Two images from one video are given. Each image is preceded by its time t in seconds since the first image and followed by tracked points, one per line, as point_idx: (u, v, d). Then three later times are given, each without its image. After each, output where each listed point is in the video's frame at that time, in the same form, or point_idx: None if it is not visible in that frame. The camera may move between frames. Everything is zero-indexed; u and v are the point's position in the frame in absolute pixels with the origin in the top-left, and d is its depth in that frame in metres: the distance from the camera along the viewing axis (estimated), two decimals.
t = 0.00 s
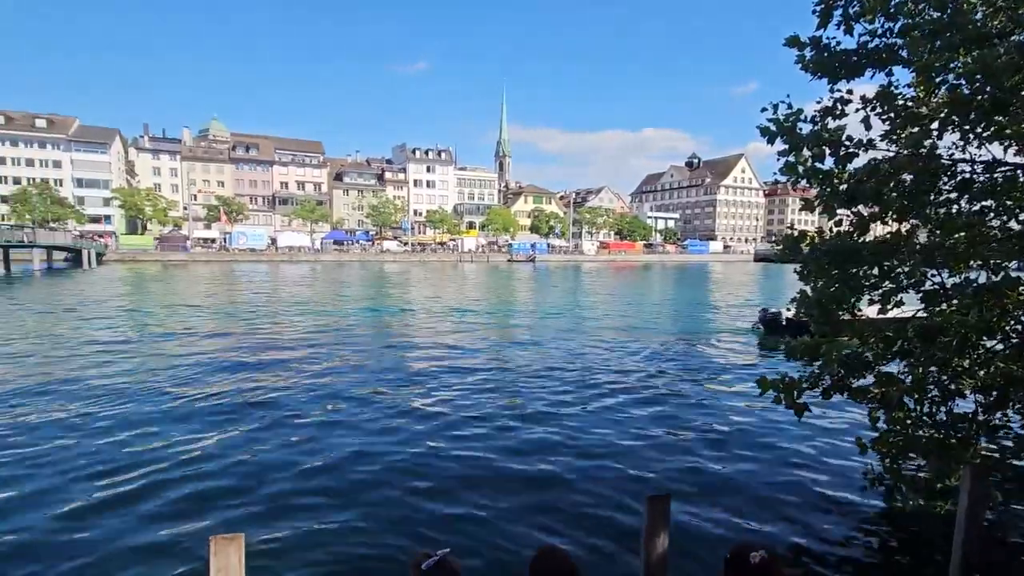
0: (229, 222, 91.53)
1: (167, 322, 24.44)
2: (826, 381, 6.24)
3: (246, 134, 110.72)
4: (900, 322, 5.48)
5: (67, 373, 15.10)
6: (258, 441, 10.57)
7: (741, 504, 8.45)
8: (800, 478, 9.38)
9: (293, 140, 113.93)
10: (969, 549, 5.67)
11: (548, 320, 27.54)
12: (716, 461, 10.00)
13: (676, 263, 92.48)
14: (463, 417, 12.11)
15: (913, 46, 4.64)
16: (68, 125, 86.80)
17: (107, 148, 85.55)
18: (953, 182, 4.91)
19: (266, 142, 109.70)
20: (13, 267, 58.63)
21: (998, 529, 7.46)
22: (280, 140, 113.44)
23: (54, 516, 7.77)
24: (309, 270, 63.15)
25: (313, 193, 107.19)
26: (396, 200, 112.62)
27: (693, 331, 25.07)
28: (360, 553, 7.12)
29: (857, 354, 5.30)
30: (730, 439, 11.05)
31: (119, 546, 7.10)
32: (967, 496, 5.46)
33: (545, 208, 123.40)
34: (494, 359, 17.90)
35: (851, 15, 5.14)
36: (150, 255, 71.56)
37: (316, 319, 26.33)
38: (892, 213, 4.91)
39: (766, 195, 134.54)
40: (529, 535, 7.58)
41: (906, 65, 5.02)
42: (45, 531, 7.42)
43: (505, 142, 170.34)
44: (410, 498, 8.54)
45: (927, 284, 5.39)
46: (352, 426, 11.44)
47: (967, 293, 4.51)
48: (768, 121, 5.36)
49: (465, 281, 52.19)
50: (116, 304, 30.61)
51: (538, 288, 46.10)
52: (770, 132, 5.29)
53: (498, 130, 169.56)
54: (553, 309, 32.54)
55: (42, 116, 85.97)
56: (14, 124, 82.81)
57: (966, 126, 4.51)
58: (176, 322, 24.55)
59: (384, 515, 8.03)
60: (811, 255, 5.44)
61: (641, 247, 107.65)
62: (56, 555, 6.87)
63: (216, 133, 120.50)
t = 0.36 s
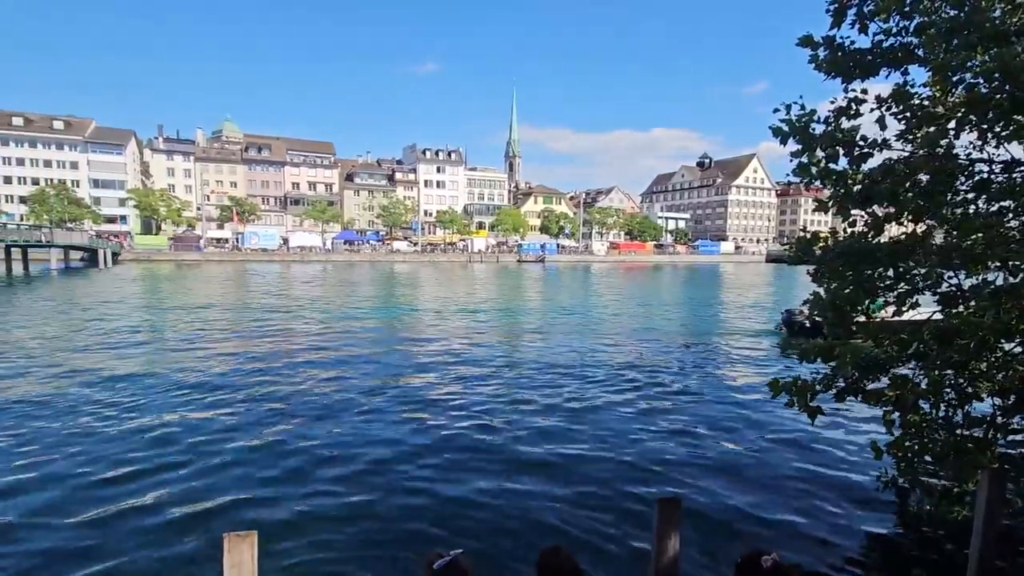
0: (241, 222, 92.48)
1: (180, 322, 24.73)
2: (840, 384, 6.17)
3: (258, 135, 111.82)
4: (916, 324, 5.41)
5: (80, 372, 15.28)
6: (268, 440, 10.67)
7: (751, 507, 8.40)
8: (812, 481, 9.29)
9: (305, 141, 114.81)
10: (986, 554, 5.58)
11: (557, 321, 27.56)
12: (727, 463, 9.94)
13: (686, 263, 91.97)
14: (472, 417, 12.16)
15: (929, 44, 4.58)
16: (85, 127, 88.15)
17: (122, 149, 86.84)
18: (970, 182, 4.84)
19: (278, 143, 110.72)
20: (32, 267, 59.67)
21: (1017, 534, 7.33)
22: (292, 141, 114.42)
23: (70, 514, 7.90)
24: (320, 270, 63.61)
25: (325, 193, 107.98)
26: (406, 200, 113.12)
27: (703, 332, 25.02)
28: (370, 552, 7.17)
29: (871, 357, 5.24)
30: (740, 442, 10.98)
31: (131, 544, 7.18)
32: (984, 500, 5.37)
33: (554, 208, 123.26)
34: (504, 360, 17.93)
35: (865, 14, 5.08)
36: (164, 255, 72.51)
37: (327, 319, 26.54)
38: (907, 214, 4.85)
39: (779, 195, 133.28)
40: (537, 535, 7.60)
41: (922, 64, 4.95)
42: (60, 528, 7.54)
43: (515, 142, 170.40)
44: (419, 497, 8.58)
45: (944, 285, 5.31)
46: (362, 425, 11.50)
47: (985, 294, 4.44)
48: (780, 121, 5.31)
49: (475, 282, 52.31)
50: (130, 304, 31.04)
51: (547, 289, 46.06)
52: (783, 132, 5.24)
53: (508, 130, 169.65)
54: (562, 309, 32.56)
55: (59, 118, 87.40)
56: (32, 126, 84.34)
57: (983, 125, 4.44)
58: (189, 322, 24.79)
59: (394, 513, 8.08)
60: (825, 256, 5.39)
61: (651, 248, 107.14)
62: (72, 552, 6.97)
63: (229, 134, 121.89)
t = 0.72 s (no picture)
0: (247, 222, 92.97)
1: (185, 321, 24.87)
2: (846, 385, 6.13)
3: (264, 136, 112.32)
4: (923, 325, 5.37)
5: (85, 371, 15.31)
6: (272, 439, 10.69)
7: (755, 508, 8.36)
8: (817, 483, 9.25)
9: (310, 141, 115.28)
10: (995, 557, 5.52)
11: (561, 321, 27.61)
12: (732, 465, 9.90)
13: (692, 264, 91.72)
14: (475, 417, 12.16)
15: (936, 44, 4.54)
16: (93, 127, 88.80)
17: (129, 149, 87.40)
18: (978, 183, 4.79)
19: (284, 143, 111.17)
20: (41, 266, 60.23)
21: None
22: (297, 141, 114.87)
23: (73, 511, 7.91)
24: (325, 270, 63.79)
25: (330, 193, 108.32)
26: (411, 200, 113.36)
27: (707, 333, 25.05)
28: (373, 551, 7.17)
29: (879, 358, 5.20)
30: (745, 443, 10.93)
31: (135, 542, 7.19)
32: (992, 503, 5.32)
33: (559, 208, 123.15)
34: (508, 360, 17.95)
35: (872, 13, 5.04)
36: (171, 255, 72.88)
37: (332, 319, 26.67)
38: (914, 214, 4.81)
39: (785, 196, 132.73)
40: (540, 535, 7.59)
41: (929, 64, 4.91)
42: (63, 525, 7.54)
43: (520, 142, 170.41)
44: (422, 496, 8.58)
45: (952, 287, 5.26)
46: (366, 425, 11.51)
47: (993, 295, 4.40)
48: (786, 121, 5.28)
49: (480, 282, 52.37)
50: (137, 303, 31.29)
51: (552, 289, 46.08)
52: (789, 133, 5.21)
53: (513, 130, 169.73)
54: (566, 310, 32.58)
55: (67, 118, 88.10)
56: (41, 126, 84.98)
57: (993, 125, 4.39)
58: (195, 321, 24.94)
59: (397, 512, 8.09)
60: (831, 257, 5.36)
61: (656, 248, 106.92)
62: (76, 551, 6.97)
63: (235, 134, 122.49)
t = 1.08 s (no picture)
0: (255, 224, 93.68)
1: (194, 322, 25.11)
2: (854, 388, 6.07)
3: (272, 139, 113.21)
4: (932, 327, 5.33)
5: (93, 372, 15.44)
6: (278, 439, 10.74)
7: (763, 512, 8.30)
8: (824, 487, 9.18)
9: (318, 144, 115.96)
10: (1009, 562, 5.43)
11: (567, 323, 27.65)
12: (738, 468, 9.84)
13: (698, 266, 91.42)
14: (480, 418, 12.17)
15: (947, 44, 4.48)
16: (104, 130, 89.72)
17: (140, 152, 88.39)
18: (988, 184, 4.74)
19: (292, 146, 111.96)
20: (53, 268, 61.02)
21: None
22: (305, 144, 115.71)
23: (81, 512, 7.96)
24: (332, 272, 64.18)
25: (337, 196, 108.98)
26: (418, 203, 113.78)
27: (713, 335, 24.96)
28: (379, 552, 7.18)
29: (887, 362, 5.16)
30: (751, 446, 10.88)
31: (142, 543, 7.22)
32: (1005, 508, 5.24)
33: (565, 211, 123.13)
34: (514, 361, 17.96)
35: (881, 12, 5.00)
36: (180, 257, 73.52)
37: (338, 320, 26.86)
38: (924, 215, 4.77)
39: (793, 198, 132.08)
40: (545, 537, 7.58)
41: (939, 64, 4.87)
42: (72, 526, 7.59)
43: (526, 145, 170.75)
44: (428, 496, 8.59)
45: (963, 289, 5.22)
46: (371, 425, 11.57)
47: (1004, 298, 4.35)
48: (794, 122, 5.24)
49: (485, 284, 52.53)
50: (146, 304, 31.61)
51: (557, 291, 46.07)
52: (796, 133, 5.18)
53: (520, 133, 170.20)
54: (571, 312, 32.59)
55: (79, 121, 89.09)
56: (53, 129, 86.12)
57: (1002, 126, 4.36)
58: (203, 323, 25.16)
59: (403, 513, 8.11)
60: (840, 259, 5.35)
61: (663, 250, 106.68)
62: (83, 550, 7.05)
63: (244, 137, 123.59)
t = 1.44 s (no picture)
0: (261, 224, 94.13)
1: (200, 322, 25.21)
2: (861, 388, 6.02)
3: (278, 139, 113.74)
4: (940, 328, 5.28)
5: (99, 372, 15.52)
6: (282, 438, 10.76)
7: (769, 512, 8.27)
8: (831, 489, 9.11)
9: (323, 144, 116.33)
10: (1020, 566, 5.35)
11: (571, 324, 27.61)
12: (743, 469, 9.79)
13: (704, 266, 91.06)
14: (484, 418, 12.16)
15: (957, 42, 4.44)
16: (111, 130, 90.27)
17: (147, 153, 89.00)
18: (998, 183, 4.69)
19: (298, 146, 112.42)
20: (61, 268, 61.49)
21: None
22: (311, 144, 116.17)
23: (88, 509, 7.98)
24: (338, 272, 64.46)
25: (342, 196, 109.32)
26: (423, 203, 113.94)
27: (717, 336, 24.89)
28: (382, 551, 7.19)
29: (895, 362, 5.11)
30: (757, 446, 10.85)
31: (148, 541, 7.25)
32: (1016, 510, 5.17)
33: (570, 211, 122.99)
34: (518, 362, 17.97)
35: (889, 10, 4.96)
36: (187, 257, 73.90)
37: (342, 320, 26.94)
38: (932, 216, 4.72)
39: (799, 198, 131.43)
40: (550, 537, 7.58)
41: (948, 62, 4.83)
42: (79, 522, 7.63)
43: (531, 145, 170.70)
44: (432, 497, 8.59)
45: (972, 289, 5.16)
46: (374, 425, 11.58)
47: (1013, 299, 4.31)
48: (800, 121, 5.20)
49: (490, 284, 52.50)
50: (153, 304, 31.76)
51: (562, 292, 46.04)
52: (803, 132, 5.14)
53: (525, 133, 170.16)
54: (576, 312, 32.55)
55: (87, 122, 89.68)
56: (62, 130, 86.83)
57: (1012, 125, 4.32)
58: (209, 323, 25.24)
59: (406, 512, 8.13)
60: (847, 259, 5.29)
61: (668, 251, 106.38)
62: (88, 544, 7.11)
63: (250, 138, 124.20)
